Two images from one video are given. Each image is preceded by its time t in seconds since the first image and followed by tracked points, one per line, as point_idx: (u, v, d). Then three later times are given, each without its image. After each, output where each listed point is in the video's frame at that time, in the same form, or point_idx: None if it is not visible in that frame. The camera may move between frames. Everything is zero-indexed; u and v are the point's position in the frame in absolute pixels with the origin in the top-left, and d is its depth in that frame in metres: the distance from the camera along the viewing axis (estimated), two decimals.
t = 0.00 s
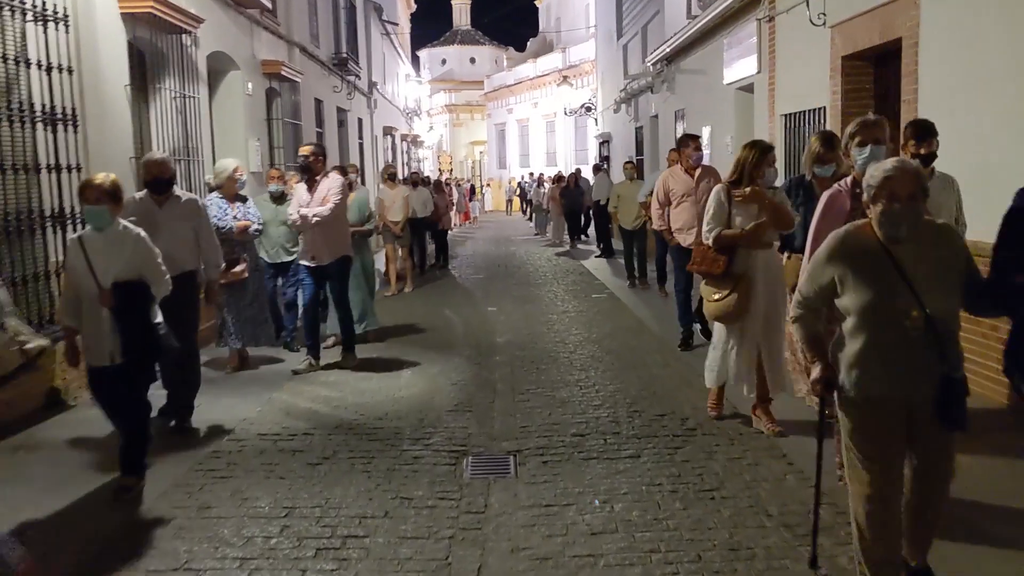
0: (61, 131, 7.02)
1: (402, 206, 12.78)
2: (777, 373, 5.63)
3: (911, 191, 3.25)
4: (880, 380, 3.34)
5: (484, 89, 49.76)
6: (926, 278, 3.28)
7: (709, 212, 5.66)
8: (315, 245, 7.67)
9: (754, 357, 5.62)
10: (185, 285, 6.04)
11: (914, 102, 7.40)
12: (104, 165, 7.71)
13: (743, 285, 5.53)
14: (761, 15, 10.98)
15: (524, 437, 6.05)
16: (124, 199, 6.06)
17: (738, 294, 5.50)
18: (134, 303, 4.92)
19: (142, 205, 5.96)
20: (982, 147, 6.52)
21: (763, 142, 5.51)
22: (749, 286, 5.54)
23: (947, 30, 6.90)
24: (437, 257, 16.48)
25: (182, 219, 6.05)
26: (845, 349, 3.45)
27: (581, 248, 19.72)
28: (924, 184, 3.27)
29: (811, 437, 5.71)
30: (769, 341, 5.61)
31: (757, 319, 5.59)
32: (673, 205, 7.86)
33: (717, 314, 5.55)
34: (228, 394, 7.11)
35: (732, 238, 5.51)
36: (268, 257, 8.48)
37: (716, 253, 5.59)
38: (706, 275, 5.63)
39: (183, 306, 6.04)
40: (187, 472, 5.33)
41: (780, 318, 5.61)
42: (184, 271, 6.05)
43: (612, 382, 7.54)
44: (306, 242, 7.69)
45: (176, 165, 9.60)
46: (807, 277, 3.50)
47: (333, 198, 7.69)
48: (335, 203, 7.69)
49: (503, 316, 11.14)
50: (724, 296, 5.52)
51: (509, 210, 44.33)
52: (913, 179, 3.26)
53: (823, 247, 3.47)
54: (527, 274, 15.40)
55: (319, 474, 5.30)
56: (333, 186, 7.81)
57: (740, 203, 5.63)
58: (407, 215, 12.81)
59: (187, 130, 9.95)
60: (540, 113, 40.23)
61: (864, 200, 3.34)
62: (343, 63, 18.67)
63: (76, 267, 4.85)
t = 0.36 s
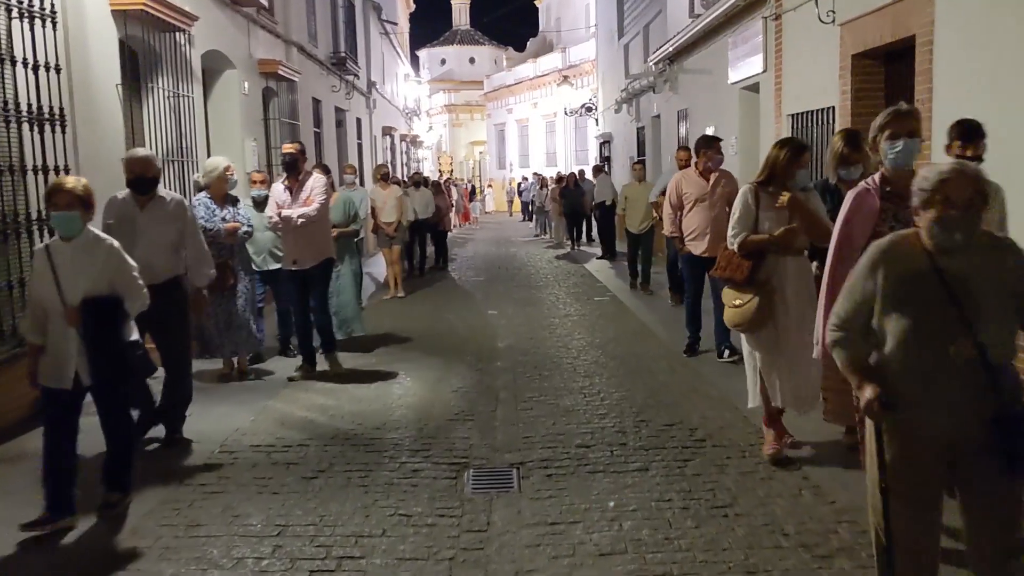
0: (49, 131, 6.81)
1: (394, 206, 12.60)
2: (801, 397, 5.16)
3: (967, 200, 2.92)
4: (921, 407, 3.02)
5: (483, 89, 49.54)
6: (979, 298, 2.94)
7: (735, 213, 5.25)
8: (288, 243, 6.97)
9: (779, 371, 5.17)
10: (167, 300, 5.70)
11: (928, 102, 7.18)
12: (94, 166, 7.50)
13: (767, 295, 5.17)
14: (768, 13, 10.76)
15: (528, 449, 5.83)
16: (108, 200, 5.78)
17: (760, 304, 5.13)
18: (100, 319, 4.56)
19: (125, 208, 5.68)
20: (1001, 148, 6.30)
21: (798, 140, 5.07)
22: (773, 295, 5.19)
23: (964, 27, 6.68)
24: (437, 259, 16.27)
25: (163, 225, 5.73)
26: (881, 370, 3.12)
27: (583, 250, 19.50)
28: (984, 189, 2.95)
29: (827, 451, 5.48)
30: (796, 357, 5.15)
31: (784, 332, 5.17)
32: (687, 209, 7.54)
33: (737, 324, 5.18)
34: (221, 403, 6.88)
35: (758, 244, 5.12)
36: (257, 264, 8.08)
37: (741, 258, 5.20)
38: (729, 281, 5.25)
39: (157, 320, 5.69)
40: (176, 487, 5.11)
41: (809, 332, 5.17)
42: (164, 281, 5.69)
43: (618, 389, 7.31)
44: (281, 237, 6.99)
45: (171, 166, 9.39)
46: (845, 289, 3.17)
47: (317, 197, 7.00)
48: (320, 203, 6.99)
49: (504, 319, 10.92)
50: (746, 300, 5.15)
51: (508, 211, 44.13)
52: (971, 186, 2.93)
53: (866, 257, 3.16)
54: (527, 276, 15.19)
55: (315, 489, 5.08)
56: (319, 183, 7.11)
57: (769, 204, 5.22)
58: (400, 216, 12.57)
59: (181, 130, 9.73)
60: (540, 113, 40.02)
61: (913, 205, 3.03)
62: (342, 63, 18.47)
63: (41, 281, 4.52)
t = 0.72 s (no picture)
0: (34, 128, 6.62)
1: (390, 208, 12.32)
2: (833, 410, 4.88)
3: None
4: (992, 418, 2.81)
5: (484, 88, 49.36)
6: None
7: (752, 215, 4.98)
8: (277, 244, 6.71)
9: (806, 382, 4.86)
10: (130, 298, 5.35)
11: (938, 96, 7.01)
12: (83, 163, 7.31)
13: (791, 302, 4.87)
14: (772, 8, 10.59)
15: (528, 453, 5.65)
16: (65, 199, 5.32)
17: (783, 312, 4.83)
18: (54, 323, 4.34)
19: (78, 208, 5.20)
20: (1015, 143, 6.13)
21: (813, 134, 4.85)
22: (797, 302, 4.90)
23: (976, 20, 6.51)
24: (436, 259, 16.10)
25: (120, 226, 5.27)
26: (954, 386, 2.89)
27: (584, 250, 19.31)
28: None
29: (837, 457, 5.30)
30: (826, 371, 4.85)
31: (810, 343, 4.88)
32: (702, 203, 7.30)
33: (758, 336, 4.86)
34: (212, 406, 6.71)
35: (777, 248, 4.88)
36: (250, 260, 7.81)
37: (760, 264, 4.93)
38: (748, 290, 4.97)
39: (117, 319, 5.36)
40: (162, 494, 4.93)
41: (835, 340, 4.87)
42: (134, 283, 5.34)
43: (620, 392, 7.13)
44: (269, 237, 6.71)
45: (165, 163, 9.22)
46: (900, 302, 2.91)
47: (309, 199, 6.80)
48: (313, 205, 6.81)
49: (503, 320, 10.75)
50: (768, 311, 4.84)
51: (508, 211, 43.94)
52: None
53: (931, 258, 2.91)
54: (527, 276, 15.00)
55: (306, 496, 4.90)
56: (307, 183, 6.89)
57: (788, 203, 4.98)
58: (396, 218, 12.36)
59: (175, 127, 9.55)
60: (540, 112, 39.84)
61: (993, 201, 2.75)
62: (340, 60, 18.30)
63: None
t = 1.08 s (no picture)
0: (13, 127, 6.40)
1: (390, 207, 12.11)
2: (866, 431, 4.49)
3: None
4: None
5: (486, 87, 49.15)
6: None
7: (772, 217, 4.52)
8: (269, 247, 6.44)
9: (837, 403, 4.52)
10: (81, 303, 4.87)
11: (951, 92, 6.75)
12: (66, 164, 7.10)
13: (817, 313, 4.47)
14: (778, 3, 10.34)
15: (525, 465, 5.41)
16: (14, 199, 4.99)
17: (807, 324, 4.44)
18: None
19: (30, 208, 4.86)
20: None
21: (839, 124, 4.46)
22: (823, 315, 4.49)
23: (991, 13, 6.26)
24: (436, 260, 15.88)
25: (76, 228, 4.89)
26: None
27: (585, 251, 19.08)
28: None
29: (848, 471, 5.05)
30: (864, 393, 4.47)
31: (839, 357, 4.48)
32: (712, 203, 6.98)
33: (782, 349, 4.48)
34: (199, 414, 6.49)
35: (801, 252, 4.45)
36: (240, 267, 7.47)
37: (781, 270, 4.51)
38: (768, 299, 4.56)
39: (63, 327, 4.83)
40: (140, 510, 4.72)
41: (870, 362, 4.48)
42: (88, 289, 4.89)
43: (622, 399, 6.91)
44: (260, 240, 6.44)
45: (164, 169, 9.01)
46: (946, 351, 2.35)
47: (304, 199, 6.57)
48: (308, 205, 6.58)
49: (502, 322, 10.53)
50: (792, 324, 4.47)
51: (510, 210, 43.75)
52: None
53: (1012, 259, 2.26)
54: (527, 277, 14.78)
55: (289, 512, 4.66)
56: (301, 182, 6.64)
57: (810, 204, 4.52)
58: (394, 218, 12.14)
59: (172, 129, 9.33)
60: (541, 111, 39.62)
61: None
62: (338, 59, 18.09)
63: None
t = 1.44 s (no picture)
0: None
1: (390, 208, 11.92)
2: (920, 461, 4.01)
3: None
4: None
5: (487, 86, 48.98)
6: None
7: (818, 220, 4.07)
8: (258, 253, 6.08)
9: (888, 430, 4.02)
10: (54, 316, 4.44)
11: (966, 90, 6.56)
12: (54, 162, 6.90)
13: (865, 329, 3.98)
14: None
15: (526, 476, 5.21)
16: None
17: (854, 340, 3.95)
18: None
19: None
20: None
21: (892, 121, 4.03)
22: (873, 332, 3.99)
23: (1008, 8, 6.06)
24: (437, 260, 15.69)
25: (46, 237, 4.51)
26: None
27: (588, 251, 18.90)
28: None
29: (863, 482, 4.86)
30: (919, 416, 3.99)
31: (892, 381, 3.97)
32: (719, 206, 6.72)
33: (823, 368, 3.99)
34: (189, 420, 6.30)
35: (849, 259, 3.95)
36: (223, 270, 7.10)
37: (826, 280, 4.02)
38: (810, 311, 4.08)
39: (30, 341, 4.42)
40: (126, 522, 4.53)
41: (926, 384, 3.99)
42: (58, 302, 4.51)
43: (627, 405, 6.69)
44: (248, 246, 6.06)
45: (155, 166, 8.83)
46: None
47: (294, 200, 6.15)
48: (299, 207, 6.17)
49: (503, 324, 10.34)
50: (836, 340, 3.98)
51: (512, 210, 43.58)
52: None
53: None
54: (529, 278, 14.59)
55: (280, 527, 4.46)
56: (290, 180, 6.23)
57: (859, 207, 4.06)
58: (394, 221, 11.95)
59: (164, 126, 9.14)
60: (544, 111, 39.44)
61: None
62: (338, 57, 17.90)
63: None
